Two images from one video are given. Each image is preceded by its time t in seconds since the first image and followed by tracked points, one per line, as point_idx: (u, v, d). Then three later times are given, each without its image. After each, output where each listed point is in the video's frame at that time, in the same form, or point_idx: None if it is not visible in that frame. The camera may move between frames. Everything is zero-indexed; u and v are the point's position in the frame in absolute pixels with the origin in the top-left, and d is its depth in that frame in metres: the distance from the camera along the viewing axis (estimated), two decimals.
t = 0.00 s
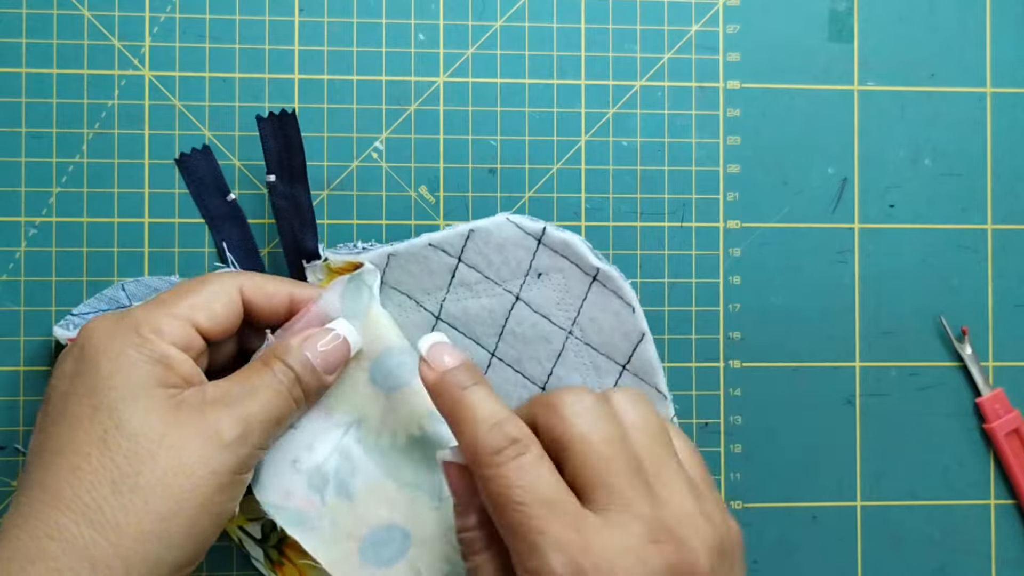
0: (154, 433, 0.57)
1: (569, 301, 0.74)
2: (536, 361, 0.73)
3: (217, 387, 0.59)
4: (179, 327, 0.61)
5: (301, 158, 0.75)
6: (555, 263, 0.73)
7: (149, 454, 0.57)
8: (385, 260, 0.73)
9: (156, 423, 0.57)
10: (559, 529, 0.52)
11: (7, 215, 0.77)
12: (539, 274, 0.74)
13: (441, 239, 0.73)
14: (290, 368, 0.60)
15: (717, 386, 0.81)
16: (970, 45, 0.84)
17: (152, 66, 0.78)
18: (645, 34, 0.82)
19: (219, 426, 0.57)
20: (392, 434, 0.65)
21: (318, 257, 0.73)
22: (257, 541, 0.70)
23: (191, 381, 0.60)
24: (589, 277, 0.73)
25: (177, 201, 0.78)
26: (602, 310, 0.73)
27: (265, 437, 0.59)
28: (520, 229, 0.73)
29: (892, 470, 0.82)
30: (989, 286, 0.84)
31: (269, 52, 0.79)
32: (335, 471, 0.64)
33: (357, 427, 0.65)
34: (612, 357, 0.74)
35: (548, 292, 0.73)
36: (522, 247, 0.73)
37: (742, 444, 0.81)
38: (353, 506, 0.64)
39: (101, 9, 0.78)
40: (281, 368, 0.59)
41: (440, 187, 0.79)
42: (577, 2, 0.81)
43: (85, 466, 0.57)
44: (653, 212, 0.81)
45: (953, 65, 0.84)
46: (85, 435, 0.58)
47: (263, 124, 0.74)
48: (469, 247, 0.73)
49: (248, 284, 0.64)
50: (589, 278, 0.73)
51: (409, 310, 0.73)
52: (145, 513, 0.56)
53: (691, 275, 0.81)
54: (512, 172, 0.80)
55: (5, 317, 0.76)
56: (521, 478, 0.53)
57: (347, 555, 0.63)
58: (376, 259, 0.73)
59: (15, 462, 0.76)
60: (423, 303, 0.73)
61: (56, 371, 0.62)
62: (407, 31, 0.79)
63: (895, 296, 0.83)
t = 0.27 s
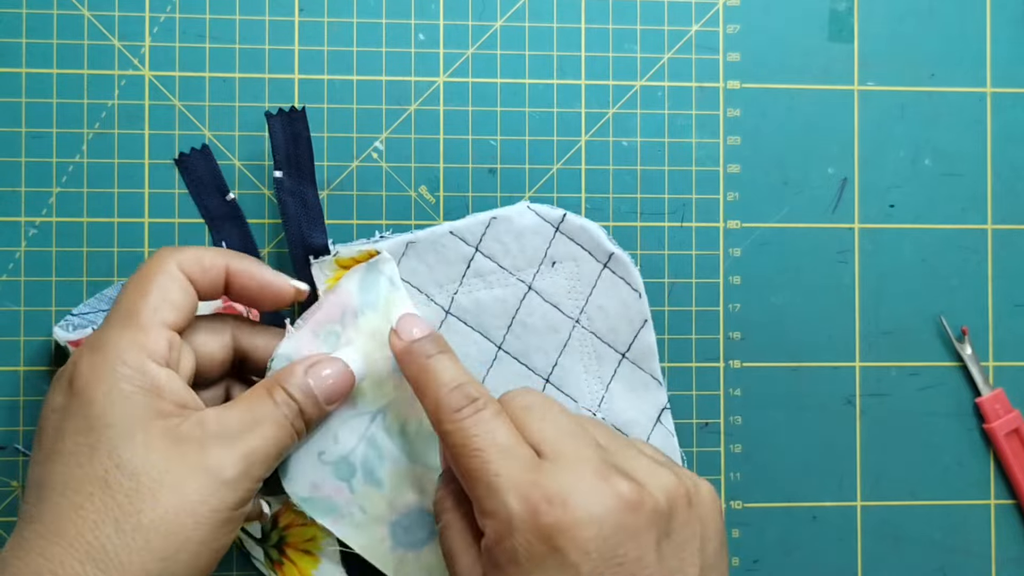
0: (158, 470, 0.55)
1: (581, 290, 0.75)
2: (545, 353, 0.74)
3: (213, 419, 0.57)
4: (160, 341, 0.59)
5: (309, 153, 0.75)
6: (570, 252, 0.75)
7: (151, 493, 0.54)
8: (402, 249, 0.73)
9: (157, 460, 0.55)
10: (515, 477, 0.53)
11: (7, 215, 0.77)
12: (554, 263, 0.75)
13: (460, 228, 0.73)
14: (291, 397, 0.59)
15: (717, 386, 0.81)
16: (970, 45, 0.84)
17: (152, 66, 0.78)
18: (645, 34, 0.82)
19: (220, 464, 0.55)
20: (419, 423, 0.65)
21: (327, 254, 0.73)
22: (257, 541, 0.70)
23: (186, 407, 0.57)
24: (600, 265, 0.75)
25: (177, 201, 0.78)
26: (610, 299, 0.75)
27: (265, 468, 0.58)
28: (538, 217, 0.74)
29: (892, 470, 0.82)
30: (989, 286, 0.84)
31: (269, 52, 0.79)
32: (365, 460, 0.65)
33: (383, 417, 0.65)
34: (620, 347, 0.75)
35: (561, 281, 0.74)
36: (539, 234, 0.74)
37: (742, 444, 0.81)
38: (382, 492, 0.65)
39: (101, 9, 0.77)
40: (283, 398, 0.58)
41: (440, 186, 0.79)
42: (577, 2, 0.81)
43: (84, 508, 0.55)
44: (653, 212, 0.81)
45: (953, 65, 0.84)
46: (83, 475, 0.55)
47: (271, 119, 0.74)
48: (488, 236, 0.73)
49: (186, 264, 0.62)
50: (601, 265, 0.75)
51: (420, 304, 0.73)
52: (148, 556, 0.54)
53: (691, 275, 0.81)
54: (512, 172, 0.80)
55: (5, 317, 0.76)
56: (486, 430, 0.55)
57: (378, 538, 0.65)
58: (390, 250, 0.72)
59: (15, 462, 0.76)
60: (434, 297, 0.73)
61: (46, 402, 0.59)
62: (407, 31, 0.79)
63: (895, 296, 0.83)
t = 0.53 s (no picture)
0: (146, 504, 0.56)
1: (579, 291, 0.75)
2: (542, 354, 0.74)
3: (197, 448, 0.57)
4: (134, 368, 0.58)
5: (306, 154, 0.76)
6: (567, 252, 0.75)
7: (141, 529, 0.55)
8: (399, 250, 0.73)
9: (145, 495, 0.56)
10: (457, 539, 0.53)
11: (7, 215, 0.77)
12: (551, 263, 0.75)
13: (457, 228, 0.73)
14: (269, 410, 0.59)
15: (717, 386, 0.81)
16: (971, 45, 0.84)
17: (152, 66, 0.78)
18: (645, 34, 0.82)
19: (209, 494, 0.56)
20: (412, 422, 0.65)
21: (325, 254, 0.74)
22: (257, 541, 0.70)
23: (169, 434, 0.57)
24: (598, 265, 0.75)
25: (177, 202, 0.78)
26: (608, 299, 0.75)
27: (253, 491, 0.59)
28: (535, 218, 0.74)
29: (892, 470, 0.82)
30: (988, 286, 0.84)
31: (269, 52, 0.79)
32: (354, 460, 0.64)
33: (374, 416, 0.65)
34: (618, 347, 0.75)
35: (559, 281, 0.75)
36: (536, 235, 0.74)
37: (742, 444, 0.81)
38: (371, 493, 0.65)
39: (101, 9, 0.77)
40: (262, 414, 0.58)
41: (440, 187, 0.79)
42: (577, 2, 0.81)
43: (79, 546, 0.56)
44: (653, 212, 0.81)
45: (953, 65, 0.84)
46: (74, 514, 0.56)
47: (269, 121, 0.75)
48: (485, 236, 0.74)
49: (141, 283, 0.60)
50: (599, 266, 0.75)
51: (418, 305, 0.73)
52: None
53: (691, 275, 0.81)
54: (512, 172, 0.80)
55: (5, 317, 0.76)
56: (432, 490, 0.54)
57: (367, 539, 0.64)
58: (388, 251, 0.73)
59: (15, 462, 0.76)
60: (432, 298, 0.73)
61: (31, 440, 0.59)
62: (406, 31, 0.79)
63: (895, 296, 0.83)
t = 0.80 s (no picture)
0: (135, 508, 0.56)
1: (575, 290, 0.75)
2: (539, 354, 0.74)
3: (186, 450, 0.57)
4: (125, 373, 0.59)
5: (301, 156, 0.75)
6: (562, 252, 0.75)
7: (132, 532, 0.56)
8: (394, 252, 0.73)
9: (135, 498, 0.56)
10: (443, 522, 0.54)
11: (7, 215, 0.77)
12: (547, 263, 0.75)
13: (452, 229, 0.73)
14: (258, 412, 0.59)
15: (717, 386, 0.81)
16: (970, 45, 0.84)
17: (151, 66, 0.78)
18: (645, 34, 0.82)
19: (198, 496, 0.57)
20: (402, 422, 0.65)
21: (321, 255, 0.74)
22: (257, 541, 0.70)
23: (158, 438, 0.58)
24: (594, 265, 0.75)
25: (177, 202, 0.78)
26: (604, 298, 0.75)
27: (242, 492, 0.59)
28: (529, 218, 0.74)
29: (891, 470, 0.82)
30: (988, 286, 0.84)
31: (268, 52, 0.79)
32: (343, 459, 0.65)
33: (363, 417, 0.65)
34: (614, 346, 0.75)
35: (554, 281, 0.75)
36: (530, 235, 0.74)
37: (742, 444, 0.81)
38: (359, 492, 0.65)
39: (101, 9, 0.77)
40: (251, 415, 0.59)
41: (440, 187, 0.79)
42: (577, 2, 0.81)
43: (70, 550, 0.56)
44: (653, 212, 0.81)
45: (953, 64, 0.84)
46: (63, 518, 0.57)
47: (264, 123, 0.75)
48: (479, 237, 0.74)
49: (136, 289, 0.61)
50: (595, 266, 0.75)
51: (414, 306, 0.73)
52: None
53: (691, 275, 0.81)
54: (512, 172, 0.80)
55: (5, 317, 0.76)
56: (423, 474, 0.56)
57: (351, 539, 0.64)
58: (383, 252, 0.73)
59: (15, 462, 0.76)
60: (428, 298, 0.73)
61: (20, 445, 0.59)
62: (407, 31, 0.79)
63: (895, 296, 0.83)
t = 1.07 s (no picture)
0: (133, 508, 0.56)
1: (574, 291, 0.75)
2: (539, 354, 0.74)
3: (185, 450, 0.57)
4: (125, 373, 0.59)
5: (300, 157, 0.75)
6: (561, 253, 0.75)
7: (131, 532, 0.56)
8: (393, 252, 0.73)
9: (134, 498, 0.56)
10: (434, 523, 0.55)
11: (6, 215, 0.77)
12: (546, 263, 0.75)
13: (451, 229, 0.73)
14: (257, 412, 0.59)
15: (717, 386, 0.81)
16: (970, 45, 0.84)
17: (152, 66, 0.78)
18: (645, 34, 0.82)
19: (197, 496, 0.57)
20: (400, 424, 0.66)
21: (320, 256, 0.74)
22: (257, 541, 0.70)
23: (158, 438, 0.58)
24: (593, 265, 0.75)
25: (177, 202, 0.78)
26: (603, 299, 0.75)
27: (242, 492, 0.59)
28: (528, 219, 0.74)
29: (892, 470, 0.82)
30: (989, 286, 0.84)
31: (268, 52, 0.79)
32: (342, 458, 0.65)
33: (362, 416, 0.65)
34: (614, 347, 0.75)
35: (554, 282, 0.75)
36: (530, 236, 0.74)
37: (742, 444, 0.81)
38: (357, 492, 0.64)
39: (101, 9, 0.77)
40: (251, 415, 0.59)
41: (440, 187, 0.79)
42: (577, 2, 0.81)
43: (69, 550, 0.57)
44: (653, 212, 0.81)
45: (953, 64, 0.84)
46: (62, 518, 0.57)
47: (263, 123, 0.75)
48: (478, 237, 0.74)
49: (136, 290, 0.61)
50: (594, 266, 0.75)
51: (414, 306, 0.73)
52: None
53: (691, 275, 0.81)
54: (512, 172, 0.80)
55: (5, 317, 0.76)
56: (418, 476, 0.56)
57: (349, 538, 0.64)
58: (383, 252, 0.73)
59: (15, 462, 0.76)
60: (427, 299, 0.73)
61: (20, 445, 0.60)
62: (407, 31, 0.79)
63: (895, 296, 0.83)
